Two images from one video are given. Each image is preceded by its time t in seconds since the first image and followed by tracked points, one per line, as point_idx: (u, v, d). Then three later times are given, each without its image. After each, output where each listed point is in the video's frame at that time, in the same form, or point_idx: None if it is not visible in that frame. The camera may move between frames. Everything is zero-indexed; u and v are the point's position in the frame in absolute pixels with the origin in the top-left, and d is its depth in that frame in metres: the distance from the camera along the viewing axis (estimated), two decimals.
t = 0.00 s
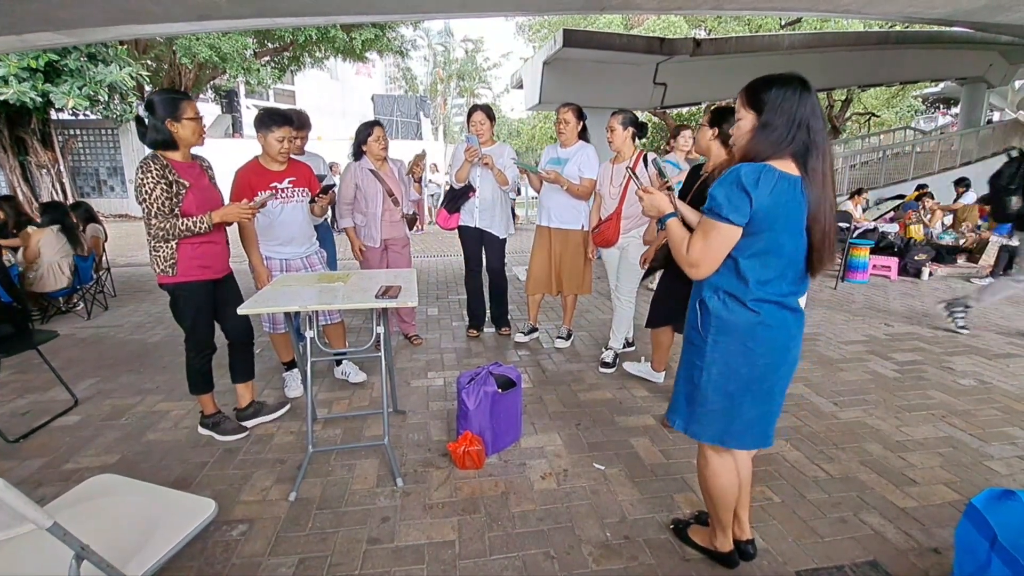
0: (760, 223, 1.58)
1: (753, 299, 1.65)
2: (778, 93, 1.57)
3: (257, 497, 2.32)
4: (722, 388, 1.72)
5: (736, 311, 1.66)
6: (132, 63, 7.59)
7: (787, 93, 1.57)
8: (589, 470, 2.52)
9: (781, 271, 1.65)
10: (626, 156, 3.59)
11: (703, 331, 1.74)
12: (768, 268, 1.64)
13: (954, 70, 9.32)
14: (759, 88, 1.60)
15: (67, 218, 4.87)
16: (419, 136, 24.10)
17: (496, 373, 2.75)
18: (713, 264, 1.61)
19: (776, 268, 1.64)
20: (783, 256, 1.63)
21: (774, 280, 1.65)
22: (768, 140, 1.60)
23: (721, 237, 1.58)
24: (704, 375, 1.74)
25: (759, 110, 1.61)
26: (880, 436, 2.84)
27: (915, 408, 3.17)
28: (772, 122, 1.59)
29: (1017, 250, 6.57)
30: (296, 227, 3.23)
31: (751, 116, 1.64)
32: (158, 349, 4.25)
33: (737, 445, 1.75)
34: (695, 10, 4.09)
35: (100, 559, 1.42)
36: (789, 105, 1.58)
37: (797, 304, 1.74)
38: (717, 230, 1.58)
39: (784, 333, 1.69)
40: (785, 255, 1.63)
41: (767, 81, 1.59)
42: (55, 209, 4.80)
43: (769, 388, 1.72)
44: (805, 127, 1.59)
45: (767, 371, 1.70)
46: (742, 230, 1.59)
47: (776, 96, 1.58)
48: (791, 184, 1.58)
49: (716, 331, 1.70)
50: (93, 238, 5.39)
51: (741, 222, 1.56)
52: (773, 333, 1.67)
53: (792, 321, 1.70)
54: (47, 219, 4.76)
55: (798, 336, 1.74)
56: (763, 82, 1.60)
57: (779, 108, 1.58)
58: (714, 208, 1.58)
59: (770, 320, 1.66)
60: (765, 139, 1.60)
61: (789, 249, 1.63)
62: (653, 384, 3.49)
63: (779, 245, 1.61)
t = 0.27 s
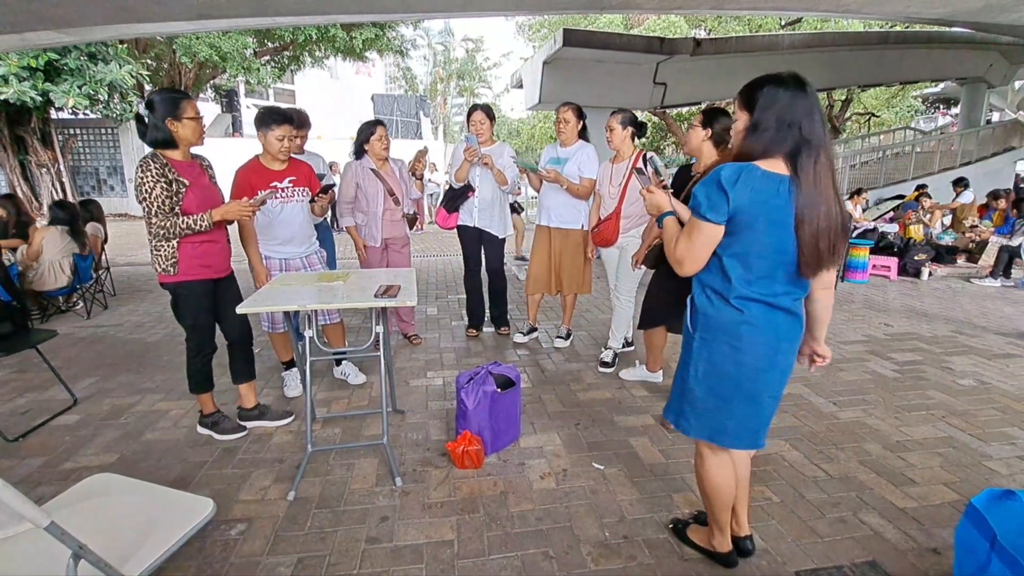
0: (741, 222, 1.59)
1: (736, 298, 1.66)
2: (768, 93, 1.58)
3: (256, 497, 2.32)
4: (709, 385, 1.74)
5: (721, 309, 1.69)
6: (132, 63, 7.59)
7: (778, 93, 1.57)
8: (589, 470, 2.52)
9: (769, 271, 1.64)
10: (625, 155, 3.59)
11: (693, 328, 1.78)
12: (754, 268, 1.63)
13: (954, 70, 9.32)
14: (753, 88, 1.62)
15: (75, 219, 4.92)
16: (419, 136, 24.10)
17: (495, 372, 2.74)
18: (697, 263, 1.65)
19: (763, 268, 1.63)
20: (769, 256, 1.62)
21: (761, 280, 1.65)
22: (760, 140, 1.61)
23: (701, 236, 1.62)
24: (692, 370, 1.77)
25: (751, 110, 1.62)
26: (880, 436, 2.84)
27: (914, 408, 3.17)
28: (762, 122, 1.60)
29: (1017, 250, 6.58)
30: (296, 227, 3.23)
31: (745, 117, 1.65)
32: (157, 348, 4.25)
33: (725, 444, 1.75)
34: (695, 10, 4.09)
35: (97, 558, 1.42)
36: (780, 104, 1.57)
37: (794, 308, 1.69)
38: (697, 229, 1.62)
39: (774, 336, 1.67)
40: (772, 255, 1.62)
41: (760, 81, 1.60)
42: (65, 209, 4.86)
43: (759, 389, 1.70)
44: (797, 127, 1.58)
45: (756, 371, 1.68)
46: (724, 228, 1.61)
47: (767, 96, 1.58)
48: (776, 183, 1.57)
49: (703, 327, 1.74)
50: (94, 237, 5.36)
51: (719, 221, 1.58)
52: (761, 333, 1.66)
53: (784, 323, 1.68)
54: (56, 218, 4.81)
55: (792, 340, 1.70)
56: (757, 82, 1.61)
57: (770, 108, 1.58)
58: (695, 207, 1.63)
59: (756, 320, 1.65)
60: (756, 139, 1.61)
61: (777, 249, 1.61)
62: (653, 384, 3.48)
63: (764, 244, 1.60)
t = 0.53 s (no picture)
0: (724, 221, 1.62)
1: (725, 295, 1.68)
2: (753, 90, 1.58)
3: (256, 497, 2.32)
4: (705, 381, 1.76)
5: (713, 306, 1.71)
6: (132, 62, 7.59)
7: (762, 90, 1.57)
8: (588, 470, 2.53)
9: (759, 268, 1.64)
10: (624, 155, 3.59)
11: (689, 325, 1.81)
12: (742, 266, 1.65)
13: (954, 70, 9.32)
14: (741, 86, 1.63)
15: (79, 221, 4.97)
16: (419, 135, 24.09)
17: (495, 373, 2.75)
18: (688, 261, 1.69)
19: (751, 265, 1.64)
20: (757, 253, 1.62)
21: (751, 276, 1.65)
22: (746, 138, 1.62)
23: (686, 235, 1.67)
24: (688, 367, 1.80)
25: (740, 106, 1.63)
26: (878, 436, 2.85)
27: (913, 408, 3.17)
28: (747, 119, 1.61)
29: (1017, 251, 6.59)
30: (296, 226, 3.23)
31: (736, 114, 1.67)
32: (157, 348, 4.25)
33: (722, 439, 1.75)
34: (694, 10, 4.09)
35: (96, 559, 1.42)
36: (765, 101, 1.57)
37: (790, 305, 1.68)
38: (683, 229, 1.67)
39: (768, 333, 1.66)
40: (760, 252, 1.62)
41: (749, 79, 1.61)
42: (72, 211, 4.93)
43: (755, 385, 1.69)
44: (781, 125, 1.56)
45: (750, 367, 1.68)
46: (709, 227, 1.65)
47: (752, 93, 1.59)
48: (757, 181, 1.57)
49: (697, 325, 1.76)
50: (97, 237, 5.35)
51: (700, 221, 1.63)
52: (752, 329, 1.66)
53: (778, 320, 1.67)
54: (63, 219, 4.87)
55: (790, 337, 1.69)
56: (746, 79, 1.61)
57: (755, 105, 1.59)
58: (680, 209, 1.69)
59: (747, 316, 1.66)
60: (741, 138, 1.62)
61: (764, 247, 1.61)
62: (652, 385, 3.49)
63: (749, 242, 1.61)
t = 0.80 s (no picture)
0: (718, 225, 1.63)
1: (722, 296, 1.68)
2: (744, 92, 1.59)
3: (255, 496, 2.32)
4: (704, 380, 1.77)
5: (710, 307, 1.72)
6: (131, 61, 7.60)
7: (751, 91, 1.58)
8: (587, 470, 2.53)
9: (755, 269, 1.64)
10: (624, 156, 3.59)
11: (689, 325, 1.82)
12: (739, 267, 1.65)
13: (954, 71, 9.33)
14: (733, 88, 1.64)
15: (84, 222, 5.00)
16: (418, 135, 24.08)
17: (494, 373, 2.74)
18: (688, 263, 1.71)
19: (748, 265, 1.64)
20: (752, 254, 1.62)
21: (748, 277, 1.65)
22: (736, 140, 1.64)
23: (680, 239, 1.69)
24: (689, 367, 1.81)
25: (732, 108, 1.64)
26: (878, 436, 2.85)
27: (913, 409, 3.17)
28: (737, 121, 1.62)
29: (1016, 251, 6.59)
30: (295, 226, 3.23)
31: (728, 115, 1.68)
32: (157, 348, 4.25)
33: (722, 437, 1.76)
34: (694, 10, 4.09)
35: (96, 558, 1.42)
36: (755, 102, 1.58)
37: (787, 304, 1.68)
38: (678, 234, 1.69)
39: (766, 332, 1.66)
40: (755, 253, 1.62)
41: (739, 81, 1.61)
42: (79, 212, 4.97)
43: (753, 384, 1.69)
44: (770, 126, 1.57)
45: (748, 366, 1.68)
46: (705, 231, 1.66)
47: (742, 95, 1.60)
48: (749, 184, 1.58)
49: (696, 325, 1.77)
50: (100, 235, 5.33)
51: (696, 226, 1.64)
52: (750, 329, 1.66)
53: (777, 319, 1.67)
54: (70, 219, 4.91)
55: (790, 334, 1.69)
56: (736, 82, 1.62)
57: (745, 107, 1.60)
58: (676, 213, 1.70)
59: (745, 317, 1.66)
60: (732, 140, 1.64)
61: (759, 248, 1.61)
62: (652, 385, 3.49)
63: (743, 244, 1.61)
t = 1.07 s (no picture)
0: (725, 228, 1.60)
1: (727, 298, 1.67)
2: (742, 94, 1.58)
3: (255, 496, 2.32)
4: (705, 382, 1.76)
5: (713, 309, 1.70)
6: (131, 61, 7.61)
7: (751, 94, 1.57)
8: (587, 469, 2.53)
9: (759, 271, 1.64)
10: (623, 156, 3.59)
11: (688, 326, 1.80)
12: (744, 269, 1.64)
13: (954, 71, 9.33)
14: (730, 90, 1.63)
15: (84, 221, 4.98)
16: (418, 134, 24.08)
17: (494, 372, 2.74)
18: (689, 269, 1.66)
19: (752, 268, 1.63)
20: (758, 257, 1.62)
21: (751, 279, 1.65)
22: (735, 143, 1.63)
23: (686, 244, 1.64)
24: (689, 368, 1.80)
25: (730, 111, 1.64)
26: (877, 436, 2.85)
27: (912, 408, 3.17)
28: (736, 124, 1.61)
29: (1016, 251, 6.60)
30: (294, 226, 3.23)
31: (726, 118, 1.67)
32: (156, 347, 4.25)
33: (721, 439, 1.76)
34: (694, 10, 4.09)
35: (96, 557, 1.42)
36: (754, 104, 1.58)
37: (786, 304, 1.69)
38: (683, 238, 1.65)
39: (767, 333, 1.67)
40: (760, 256, 1.61)
41: (737, 83, 1.61)
42: (80, 212, 4.97)
43: (754, 385, 1.70)
44: (771, 128, 1.58)
45: (750, 368, 1.68)
46: (711, 235, 1.63)
47: (741, 97, 1.59)
48: (756, 187, 1.57)
49: (697, 326, 1.75)
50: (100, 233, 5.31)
51: (705, 230, 1.60)
52: (753, 331, 1.66)
53: (777, 321, 1.68)
54: (71, 218, 4.90)
55: (787, 335, 1.70)
56: (734, 85, 1.62)
57: (745, 109, 1.59)
58: (681, 217, 1.66)
59: (748, 319, 1.66)
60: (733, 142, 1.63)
61: (765, 250, 1.61)
62: (652, 384, 3.48)
63: (749, 247, 1.61)
